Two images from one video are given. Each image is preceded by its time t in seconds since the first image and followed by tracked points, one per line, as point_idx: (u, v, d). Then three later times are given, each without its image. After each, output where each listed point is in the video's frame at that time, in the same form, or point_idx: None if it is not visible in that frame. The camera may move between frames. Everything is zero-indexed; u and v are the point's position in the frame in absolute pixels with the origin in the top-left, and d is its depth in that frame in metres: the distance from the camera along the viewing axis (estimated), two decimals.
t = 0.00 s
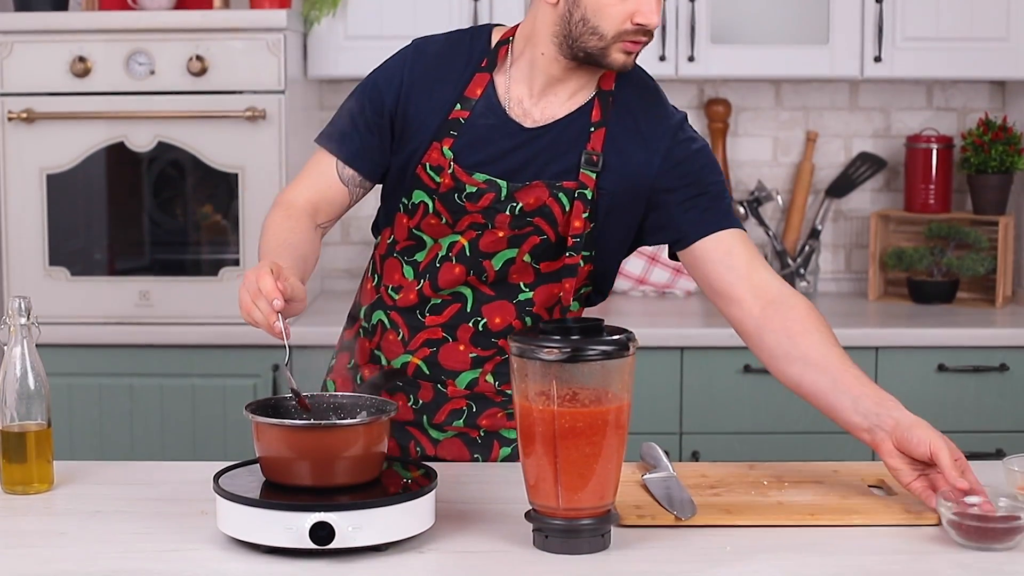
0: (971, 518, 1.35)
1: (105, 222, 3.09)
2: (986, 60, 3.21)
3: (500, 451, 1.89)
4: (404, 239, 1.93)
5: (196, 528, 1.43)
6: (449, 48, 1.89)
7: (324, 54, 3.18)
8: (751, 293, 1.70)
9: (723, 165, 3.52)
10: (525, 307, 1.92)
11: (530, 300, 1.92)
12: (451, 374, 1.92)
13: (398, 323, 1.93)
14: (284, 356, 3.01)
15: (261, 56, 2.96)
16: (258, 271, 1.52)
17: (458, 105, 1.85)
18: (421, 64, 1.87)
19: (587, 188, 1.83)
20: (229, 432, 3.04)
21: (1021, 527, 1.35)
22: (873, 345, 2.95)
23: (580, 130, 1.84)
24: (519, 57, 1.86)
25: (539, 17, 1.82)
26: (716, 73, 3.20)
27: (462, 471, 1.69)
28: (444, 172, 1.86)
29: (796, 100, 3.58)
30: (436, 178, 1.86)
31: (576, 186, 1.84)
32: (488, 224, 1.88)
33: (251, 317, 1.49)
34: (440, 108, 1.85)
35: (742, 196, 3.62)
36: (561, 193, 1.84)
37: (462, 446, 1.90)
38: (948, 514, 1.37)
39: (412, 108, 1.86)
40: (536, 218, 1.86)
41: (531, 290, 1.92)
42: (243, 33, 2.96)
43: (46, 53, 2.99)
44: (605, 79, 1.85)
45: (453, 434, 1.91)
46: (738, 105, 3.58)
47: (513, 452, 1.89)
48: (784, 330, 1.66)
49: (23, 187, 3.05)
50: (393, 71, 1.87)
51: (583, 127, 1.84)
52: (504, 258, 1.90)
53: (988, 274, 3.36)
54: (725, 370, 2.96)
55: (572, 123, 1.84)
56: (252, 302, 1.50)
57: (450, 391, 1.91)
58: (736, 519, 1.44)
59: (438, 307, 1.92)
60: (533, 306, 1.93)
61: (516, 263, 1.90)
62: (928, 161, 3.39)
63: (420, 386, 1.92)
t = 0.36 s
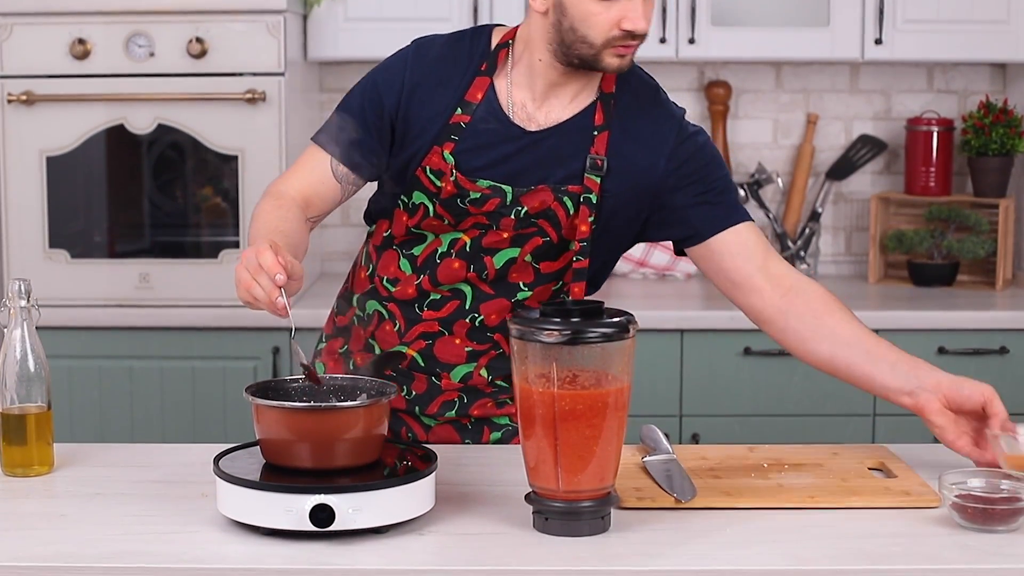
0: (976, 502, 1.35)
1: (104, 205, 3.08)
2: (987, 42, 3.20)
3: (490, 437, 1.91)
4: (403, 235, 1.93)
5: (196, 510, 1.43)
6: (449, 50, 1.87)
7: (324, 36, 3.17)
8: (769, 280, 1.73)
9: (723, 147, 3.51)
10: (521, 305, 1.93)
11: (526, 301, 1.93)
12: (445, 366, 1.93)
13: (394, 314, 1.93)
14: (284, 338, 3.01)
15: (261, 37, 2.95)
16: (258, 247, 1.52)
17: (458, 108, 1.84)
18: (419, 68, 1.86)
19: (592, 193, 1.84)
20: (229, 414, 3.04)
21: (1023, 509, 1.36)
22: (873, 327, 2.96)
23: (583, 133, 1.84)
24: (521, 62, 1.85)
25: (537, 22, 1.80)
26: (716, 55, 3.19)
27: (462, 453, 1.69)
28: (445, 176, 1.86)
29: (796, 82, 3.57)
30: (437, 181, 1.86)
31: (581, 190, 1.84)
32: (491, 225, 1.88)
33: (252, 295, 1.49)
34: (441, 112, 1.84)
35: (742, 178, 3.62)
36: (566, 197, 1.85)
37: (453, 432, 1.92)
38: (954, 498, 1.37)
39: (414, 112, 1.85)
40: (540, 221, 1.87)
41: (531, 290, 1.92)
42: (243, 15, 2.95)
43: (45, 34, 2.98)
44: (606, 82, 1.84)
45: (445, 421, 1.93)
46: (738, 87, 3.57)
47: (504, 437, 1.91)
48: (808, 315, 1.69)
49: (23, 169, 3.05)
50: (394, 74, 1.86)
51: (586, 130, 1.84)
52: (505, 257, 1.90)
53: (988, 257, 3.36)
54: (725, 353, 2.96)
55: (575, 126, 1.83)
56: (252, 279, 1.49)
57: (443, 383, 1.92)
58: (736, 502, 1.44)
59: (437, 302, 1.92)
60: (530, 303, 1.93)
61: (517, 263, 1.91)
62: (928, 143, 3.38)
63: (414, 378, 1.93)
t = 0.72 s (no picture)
0: (976, 498, 1.35)
1: (105, 201, 3.08)
2: (987, 38, 3.20)
3: (501, 418, 1.89)
4: (352, 227, 1.92)
5: (196, 506, 1.43)
6: (317, 40, 1.89)
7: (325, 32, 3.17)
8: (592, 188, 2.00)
9: (724, 142, 3.50)
10: (491, 258, 1.93)
11: (495, 250, 1.93)
12: (443, 344, 1.91)
13: (377, 308, 1.91)
14: (285, 335, 3.01)
15: (261, 33, 2.95)
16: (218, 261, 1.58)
17: (354, 80, 1.88)
18: (300, 70, 1.88)
19: (509, 125, 1.89)
20: (229, 410, 3.04)
21: (1023, 505, 1.36)
22: (873, 323, 2.96)
23: (478, 74, 1.89)
24: (389, 18, 1.89)
25: None
26: (716, 52, 3.19)
27: (461, 449, 1.70)
28: (372, 144, 1.88)
29: (797, 78, 3.57)
30: (365, 154, 1.89)
31: (499, 126, 1.89)
32: (432, 182, 1.90)
33: (223, 306, 1.55)
34: (339, 93, 1.88)
35: (742, 174, 3.62)
36: (491, 136, 1.89)
37: (465, 417, 1.88)
38: (954, 494, 1.37)
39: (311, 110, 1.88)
40: (479, 167, 1.90)
41: (496, 240, 1.93)
42: (243, 11, 2.95)
43: (45, 30, 2.98)
44: (477, 20, 1.90)
45: (455, 405, 1.89)
46: (738, 83, 3.57)
47: (513, 417, 1.89)
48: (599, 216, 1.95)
49: (23, 164, 3.05)
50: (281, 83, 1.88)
51: (480, 72, 1.89)
52: (460, 215, 1.92)
53: (988, 253, 3.36)
54: (724, 349, 2.97)
55: (468, 69, 1.88)
56: (222, 292, 1.56)
57: (445, 360, 1.90)
58: (736, 498, 1.44)
59: (411, 283, 1.91)
60: (499, 255, 1.93)
61: (472, 217, 1.92)
62: (928, 139, 3.38)
63: (414, 363, 1.90)
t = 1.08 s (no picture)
0: (976, 498, 1.35)
1: (105, 201, 3.08)
2: (986, 38, 3.20)
3: (485, 410, 1.89)
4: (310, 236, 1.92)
5: (196, 507, 1.43)
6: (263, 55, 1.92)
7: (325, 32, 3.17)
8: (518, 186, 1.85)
9: (723, 142, 3.50)
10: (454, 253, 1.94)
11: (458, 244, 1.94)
12: (422, 341, 1.90)
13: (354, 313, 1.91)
14: (285, 336, 3.01)
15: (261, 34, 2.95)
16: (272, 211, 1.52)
17: (299, 87, 1.90)
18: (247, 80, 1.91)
19: (449, 121, 1.89)
20: (229, 410, 3.04)
21: (1022, 505, 1.36)
22: (873, 324, 2.96)
23: (413, 74, 1.89)
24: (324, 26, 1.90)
25: None
26: (715, 52, 3.19)
27: (460, 449, 1.69)
28: (322, 149, 1.90)
29: (796, 79, 3.57)
30: (316, 159, 1.90)
31: (439, 123, 1.90)
32: (383, 185, 1.91)
33: (280, 253, 1.49)
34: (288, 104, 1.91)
35: (742, 175, 3.62)
36: (436, 134, 1.90)
37: (450, 411, 1.88)
38: (954, 494, 1.37)
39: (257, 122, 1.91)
40: (427, 167, 1.90)
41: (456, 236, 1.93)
42: (243, 11, 2.95)
43: (45, 31, 2.98)
44: (410, 21, 1.89)
45: (440, 401, 1.89)
46: (738, 84, 3.57)
47: (497, 409, 1.89)
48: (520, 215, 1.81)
49: (22, 164, 3.05)
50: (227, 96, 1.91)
51: (414, 71, 1.89)
52: (416, 216, 1.92)
53: (988, 254, 3.36)
54: (724, 350, 2.97)
55: (404, 70, 1.89)
56: (280, 239, 1.49)
57: (427, 356, 1.90)
58: (736, 499, 1.44)
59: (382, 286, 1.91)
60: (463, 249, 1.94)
61: (428, 217, 1.92)
62: (928, 139, 3.38)
63: (397, 364, 1.90)
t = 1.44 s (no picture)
0: (976, 498, 1.35)
1: (104, 200, 3.08)
2: (986, 39, 3.20)
3: (481, 409, 1.89)
4: (307, 238, 1.91)
5: (196, 507, 1.43)
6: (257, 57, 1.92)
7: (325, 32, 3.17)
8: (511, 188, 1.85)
9: (723, 142, 3.50)
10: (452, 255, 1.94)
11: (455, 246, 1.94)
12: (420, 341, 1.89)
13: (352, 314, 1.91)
14: (284, 336, 3.01)
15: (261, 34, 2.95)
16: (241, 233, 1.49)
17: (295, 89, 1.90)
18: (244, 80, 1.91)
19: (446, 124, 1.90)
20: (228, 409, 3.04)
21: (1022, 505, 1.36)
22: (873, 324, 2.96)
23: (409, 77, 1.89)
24: (320, 27, 1.90)
25: None
26: (715, 53, 3.19)
27: (460, 449, 1.69)
28: (320, 152, 1.90)
29: (796, 79, 3.57)
30: (313, 162, 1.90)
31: (436, 126, 1.90)
32: (380, 189, 1.91)
33: (268, 277, 1.50)
34: (283, 103, 1.90)
35: (742, 175, 3.62)
36: (432, 138, 1.90)
37: (446, 411, 1.89)
38: (954, 494, 1.37)
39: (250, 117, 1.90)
40: (424, 170, 1.91)
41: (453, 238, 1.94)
42: (243, 12, 2.95)
43: (45, 31, 2.98)
44: (404, 24, 1.90)
45: (437, 400, 1.89)
46: (738, 84, 3.57)
47: (493, 408, 1.90)
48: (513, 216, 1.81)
49: (22, 164, 3.05)
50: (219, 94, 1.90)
51: (410, 74, 1.89)
52: (413, 220, 1.92)
53: (988, 254, 3.36)
54: (724, 350, 2.97)
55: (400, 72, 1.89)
56: (263, 266, 1.49)
57: (424, 357, 1.89)
58: (736, 499, 1.44)
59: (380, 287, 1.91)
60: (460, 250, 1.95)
61: (425, 220, 1.92)
62: (927, 140, 3.38)
63: (395, 364, 1.89)
